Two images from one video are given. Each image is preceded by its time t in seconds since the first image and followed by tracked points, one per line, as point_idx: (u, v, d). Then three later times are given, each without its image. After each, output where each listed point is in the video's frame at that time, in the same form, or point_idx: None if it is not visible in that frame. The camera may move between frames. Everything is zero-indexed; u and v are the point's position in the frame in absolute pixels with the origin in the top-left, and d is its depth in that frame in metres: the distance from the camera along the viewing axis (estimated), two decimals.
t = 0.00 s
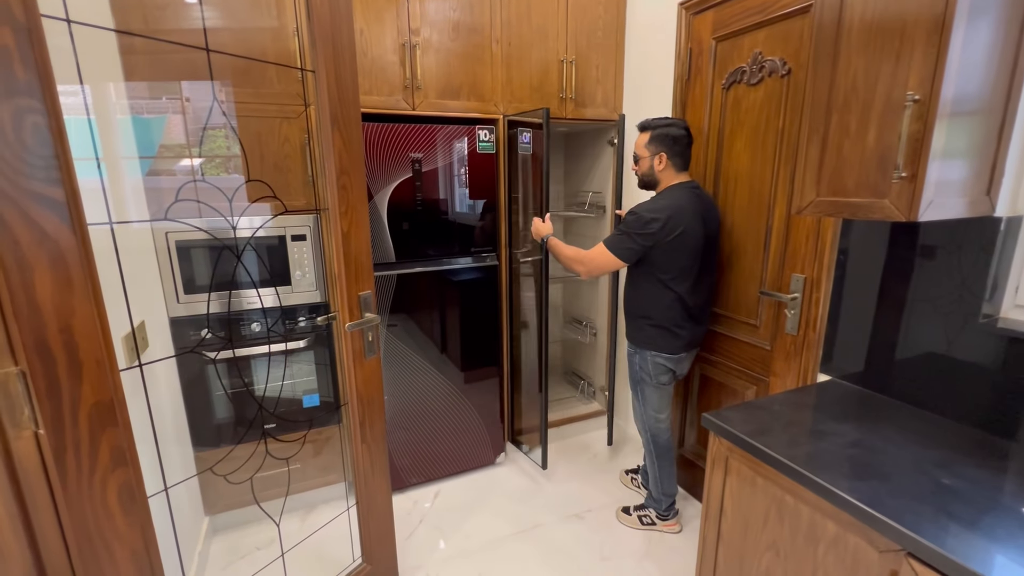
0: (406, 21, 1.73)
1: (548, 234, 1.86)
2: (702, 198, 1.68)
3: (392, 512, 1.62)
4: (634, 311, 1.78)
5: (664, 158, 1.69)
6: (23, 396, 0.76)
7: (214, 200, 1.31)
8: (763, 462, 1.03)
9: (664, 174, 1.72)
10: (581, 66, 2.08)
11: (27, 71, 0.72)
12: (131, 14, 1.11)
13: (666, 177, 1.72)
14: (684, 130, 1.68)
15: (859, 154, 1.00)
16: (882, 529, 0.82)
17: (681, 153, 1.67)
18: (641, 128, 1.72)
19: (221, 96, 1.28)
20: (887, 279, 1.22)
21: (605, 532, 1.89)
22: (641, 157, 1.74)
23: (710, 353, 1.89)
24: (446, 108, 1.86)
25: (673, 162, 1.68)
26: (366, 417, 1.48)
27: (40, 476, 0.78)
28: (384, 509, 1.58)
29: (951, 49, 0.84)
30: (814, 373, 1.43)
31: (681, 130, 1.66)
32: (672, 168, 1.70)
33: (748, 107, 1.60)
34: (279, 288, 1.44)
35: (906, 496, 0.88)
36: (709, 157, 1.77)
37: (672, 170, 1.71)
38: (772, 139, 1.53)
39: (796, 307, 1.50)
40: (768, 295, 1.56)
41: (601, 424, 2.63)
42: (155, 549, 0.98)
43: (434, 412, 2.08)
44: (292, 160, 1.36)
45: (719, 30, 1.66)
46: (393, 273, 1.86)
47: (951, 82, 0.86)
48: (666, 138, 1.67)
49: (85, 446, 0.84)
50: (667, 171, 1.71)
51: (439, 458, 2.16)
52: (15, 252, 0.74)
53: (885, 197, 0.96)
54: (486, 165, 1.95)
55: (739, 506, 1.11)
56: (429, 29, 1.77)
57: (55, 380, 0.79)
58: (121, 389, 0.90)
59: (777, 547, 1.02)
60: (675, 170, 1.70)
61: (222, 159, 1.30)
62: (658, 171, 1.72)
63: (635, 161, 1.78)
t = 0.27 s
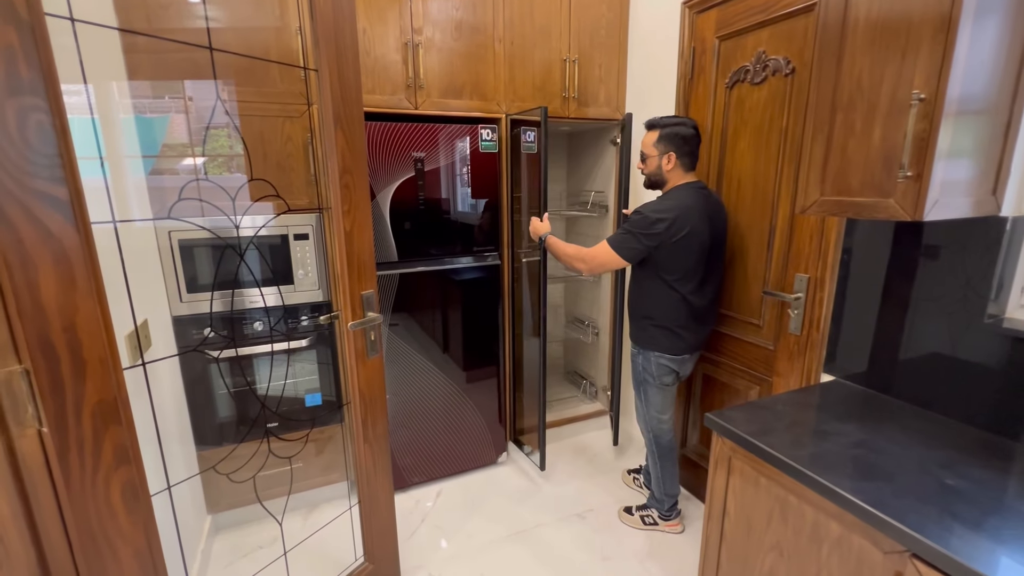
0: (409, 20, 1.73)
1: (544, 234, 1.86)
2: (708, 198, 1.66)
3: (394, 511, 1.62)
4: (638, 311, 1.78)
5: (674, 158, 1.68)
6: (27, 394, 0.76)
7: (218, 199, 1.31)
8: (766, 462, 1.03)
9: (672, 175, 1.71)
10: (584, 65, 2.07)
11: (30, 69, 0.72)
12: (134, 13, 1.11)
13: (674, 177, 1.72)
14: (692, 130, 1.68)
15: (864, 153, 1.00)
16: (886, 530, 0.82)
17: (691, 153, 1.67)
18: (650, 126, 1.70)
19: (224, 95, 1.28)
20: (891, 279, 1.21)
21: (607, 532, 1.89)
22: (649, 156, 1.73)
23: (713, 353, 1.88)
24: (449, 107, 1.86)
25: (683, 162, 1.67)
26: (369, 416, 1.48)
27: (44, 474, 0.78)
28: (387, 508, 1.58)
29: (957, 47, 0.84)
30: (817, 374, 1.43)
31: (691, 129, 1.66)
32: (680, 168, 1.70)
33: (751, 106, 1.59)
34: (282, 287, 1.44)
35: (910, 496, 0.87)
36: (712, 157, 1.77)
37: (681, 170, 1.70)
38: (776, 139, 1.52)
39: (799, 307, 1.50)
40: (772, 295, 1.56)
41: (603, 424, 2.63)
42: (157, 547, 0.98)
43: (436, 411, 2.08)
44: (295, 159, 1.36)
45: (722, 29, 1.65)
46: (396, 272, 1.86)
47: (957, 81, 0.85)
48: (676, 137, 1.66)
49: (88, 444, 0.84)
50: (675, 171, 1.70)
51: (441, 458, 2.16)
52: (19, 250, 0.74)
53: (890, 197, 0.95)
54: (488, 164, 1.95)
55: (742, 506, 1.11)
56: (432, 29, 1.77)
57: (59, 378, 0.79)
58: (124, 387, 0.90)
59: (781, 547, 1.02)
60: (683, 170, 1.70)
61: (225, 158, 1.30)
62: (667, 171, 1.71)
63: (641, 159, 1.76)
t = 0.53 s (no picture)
0: (413, 20, 1.73)
1: (557, 232, 1.85)
2: (711, 199, 1.66)
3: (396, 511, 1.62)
4: (639, 311, 1.78)
5: (679, 159, 1.68)
6: (32, 393, 0.76)
7: (221, 199, 1.31)
8: (769, 463, 1.03)
9: (677, 176, 1.71)
10: (587, 66, 2.07)
11: (36, 69, 0.73)
12: (138, 14, 1.12)
13: (679, 178, 1.71)
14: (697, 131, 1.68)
15: (868, 154, 0.99)
16: (890, 531, 0.81)
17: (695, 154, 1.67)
18: (655, 126, 1.70)
19: (228, 95, 1.28)
20: (895, 280, 1.21)
21: (610, 532, 1.88)
22: (653, 157, 1.72)
23: (715, 353, 1.88)
24: (452, 107, 1.86)
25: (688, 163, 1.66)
26: (371, 416, 1.48)
27: (50, 473, 0.79)
28: (389, 507, 1.58)
29: (963, 48, 0.84)
30: (821, 375, 1.42)
31: (696, 131, 1.66)
32: (685, 170, 1.69)
33: (755, 107, 1.59)
34: (286, 287, 1.44)
35: (914, 498, 0.87)
36: (715, 157, 1.77)
37: (685, 171, 1.70)
38: (779, 139, 1.52)
39: (803, 308, 1.49)
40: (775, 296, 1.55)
41: (605, 424, 2.62)
42: (161, 545, 0.98)
43: (437, 411, 2.08)
44: (298, 160, 1.36)
45: (726, 29, 1.65)
46: (398, 272, 1.86)
47: (962, 81, 0.85)
48: (681, 137, 1.65)
49: (92, 442, 0.84)
50: (680, 172, 1.70)
51: (442, 457, 2.17)
52: (26, 250, 0.74)
53: (894, 198, 0.95)
54: (491, 164, 1.95)
55: (745, 508, 1.11)
56: (435, 29, 1.77)
57: (64, 377, 0.80)
58: (128, 386, 0.91)
59: (783, 549, 1.02)
60: (687, 171, 1.70)
61: (228, 158, 1.31)
62: (671, 172, 1.70)
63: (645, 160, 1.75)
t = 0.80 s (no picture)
0: (416, 19, 1.73)
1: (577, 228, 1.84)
2: (710, 199, 1.65)
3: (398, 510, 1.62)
4: (638, 312, 1.78)
5: (682, 160, 1.67)
6: (35, 391, 0.77)
7: (224, 197, 1.31)
8: (771, 464, 1.03)
9: (680, 177, 1.71)
10: (590, 65, 2.07)
11: (41, 67, 0.73)
12: (142, 13, 1.12)
13: (682, 179, 1.71)
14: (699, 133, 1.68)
15: (873, 153, 0.99)
16: (893, 532, 0.81)
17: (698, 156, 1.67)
18: (658, 126, 1.68)
19: (231, 94, 1.28)
20: (899, 280, 1.20)
21: (611, 532, 1.88)
22: (656, 158, 1.71)
23: (716, 353, 1.88)
24: (454, 107, 1.86)
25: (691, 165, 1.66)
26: (373, 415, 1.48)
27: (52, 470, 0.79)
28: (390, 506, 1.58)
29: (968, 47, 0.83)
30: (824, 376, 1.42)
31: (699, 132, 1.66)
32: (688, 170, 1.69)
33: (758, 106, 1.59)
34: (288, 286, 1.44)
35: (917, 499, 0.87)
36: (718, 157, 1.76)
37: (688, 172, 1.70)
38: (783, 139, 1.52)
39: (805, 308, 1.49)
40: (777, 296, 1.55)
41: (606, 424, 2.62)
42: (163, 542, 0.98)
43: (439, 411, 2.08)
44: (301, 159, 1.36)
45: (729, 28, 1.65)
46: (400, 271, 1.86)
47: (967, 80, 0.85)
48: (685, 139, 1.64)
49: (94, 440, 0.84)
50: (683, 173, 1.70)
51: (443, 457, 2.17)
52: (30, 247, 0.74)
53: (899, 197, 0.95)
54: (493, 163, 1.95)
55: (747, 509, 1.10)
56: (438, 28, 1.77)
57: (67, 374, 0.80)
58: (131, 384, 0.91)
59: (786, 550, 1.01)
60: (690, 172, 1.70)
61: (230, 157, 1.31)
62: (675, 173, 1.70)
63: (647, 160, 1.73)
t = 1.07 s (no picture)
0: (419, 19, 1.74)
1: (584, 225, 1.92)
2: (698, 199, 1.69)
3: (398, 509, 1.63)
4: (633, 309, 1.79)
5: (676, 164, 1.70)
6: (40, 389, 0.77)
7: (228, 196, 1.32)
8: (774, 465, 1.02)
9: (672, 180, 1.74)
10: (593, 65, 2.07)
11: (46, 67, 0.73)
12: (145, 13, 1.12)
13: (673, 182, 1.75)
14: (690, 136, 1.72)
15: (876, 153, 0.99)
16: (896, 535, 0.81)
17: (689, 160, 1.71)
18: (652, 128, 1.70)
19: (234, 94, 1.28)
20: (903, 281, 1.20)
21: (612, 533, 1.88)
22: (650, 160, 1.73)
23: (718, 353, 1.88)
24: (457, 107, 1.86)
25: (685, 168, 1.70)
26: (375, 414, 1.48)
27: (56, 468, 0.80)
28: (391, 506, 1.58)
29: (972, 48, 0.83)
30: (826, 377, 1.42)
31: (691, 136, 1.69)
32: (680, 173, 1.72)
33: (761, 107, 1.58)
34: (291, 285, 1.45)
35: (920, 501, 0.86)
36: (721, 158, 1.76)
37: (680, 175, 1.74)
38: (786, 139, 1.51)
39: (808, 309, 1.48)
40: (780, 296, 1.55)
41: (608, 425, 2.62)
42: (166, 541, 0.99)
43: (439, 410, 2.07)
44: (304, 159, 1.36)
45: (732, 29, 1.65)
46: (403, 271, 1.86)
47: (972, 81, 0.84)
48: (680, 142, 1.68)
49: (98, 438, 0.85)
50: (676, 176, 1.73)
51: (445, 456, 2.17)
52: (35, 246, 0.75)
53: (903, 198, 0.94)
54: (496, 163, 1.95)
55: (749, 509, 1.10)
56: (441, 28, 1.78)
57: (71, 372, 0.80)
58: (134, 382, 0.91)
59: (788, 551, 1.01)
60: (681, 175, 1.73)
61: (233, 157, 1.31)
62: (668, 176, 1.73)
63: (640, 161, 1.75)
